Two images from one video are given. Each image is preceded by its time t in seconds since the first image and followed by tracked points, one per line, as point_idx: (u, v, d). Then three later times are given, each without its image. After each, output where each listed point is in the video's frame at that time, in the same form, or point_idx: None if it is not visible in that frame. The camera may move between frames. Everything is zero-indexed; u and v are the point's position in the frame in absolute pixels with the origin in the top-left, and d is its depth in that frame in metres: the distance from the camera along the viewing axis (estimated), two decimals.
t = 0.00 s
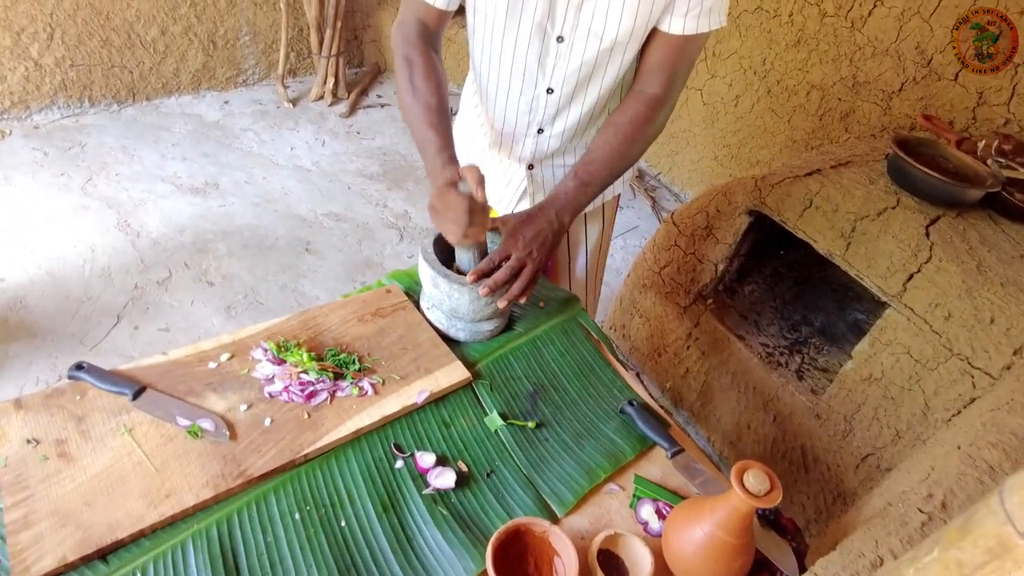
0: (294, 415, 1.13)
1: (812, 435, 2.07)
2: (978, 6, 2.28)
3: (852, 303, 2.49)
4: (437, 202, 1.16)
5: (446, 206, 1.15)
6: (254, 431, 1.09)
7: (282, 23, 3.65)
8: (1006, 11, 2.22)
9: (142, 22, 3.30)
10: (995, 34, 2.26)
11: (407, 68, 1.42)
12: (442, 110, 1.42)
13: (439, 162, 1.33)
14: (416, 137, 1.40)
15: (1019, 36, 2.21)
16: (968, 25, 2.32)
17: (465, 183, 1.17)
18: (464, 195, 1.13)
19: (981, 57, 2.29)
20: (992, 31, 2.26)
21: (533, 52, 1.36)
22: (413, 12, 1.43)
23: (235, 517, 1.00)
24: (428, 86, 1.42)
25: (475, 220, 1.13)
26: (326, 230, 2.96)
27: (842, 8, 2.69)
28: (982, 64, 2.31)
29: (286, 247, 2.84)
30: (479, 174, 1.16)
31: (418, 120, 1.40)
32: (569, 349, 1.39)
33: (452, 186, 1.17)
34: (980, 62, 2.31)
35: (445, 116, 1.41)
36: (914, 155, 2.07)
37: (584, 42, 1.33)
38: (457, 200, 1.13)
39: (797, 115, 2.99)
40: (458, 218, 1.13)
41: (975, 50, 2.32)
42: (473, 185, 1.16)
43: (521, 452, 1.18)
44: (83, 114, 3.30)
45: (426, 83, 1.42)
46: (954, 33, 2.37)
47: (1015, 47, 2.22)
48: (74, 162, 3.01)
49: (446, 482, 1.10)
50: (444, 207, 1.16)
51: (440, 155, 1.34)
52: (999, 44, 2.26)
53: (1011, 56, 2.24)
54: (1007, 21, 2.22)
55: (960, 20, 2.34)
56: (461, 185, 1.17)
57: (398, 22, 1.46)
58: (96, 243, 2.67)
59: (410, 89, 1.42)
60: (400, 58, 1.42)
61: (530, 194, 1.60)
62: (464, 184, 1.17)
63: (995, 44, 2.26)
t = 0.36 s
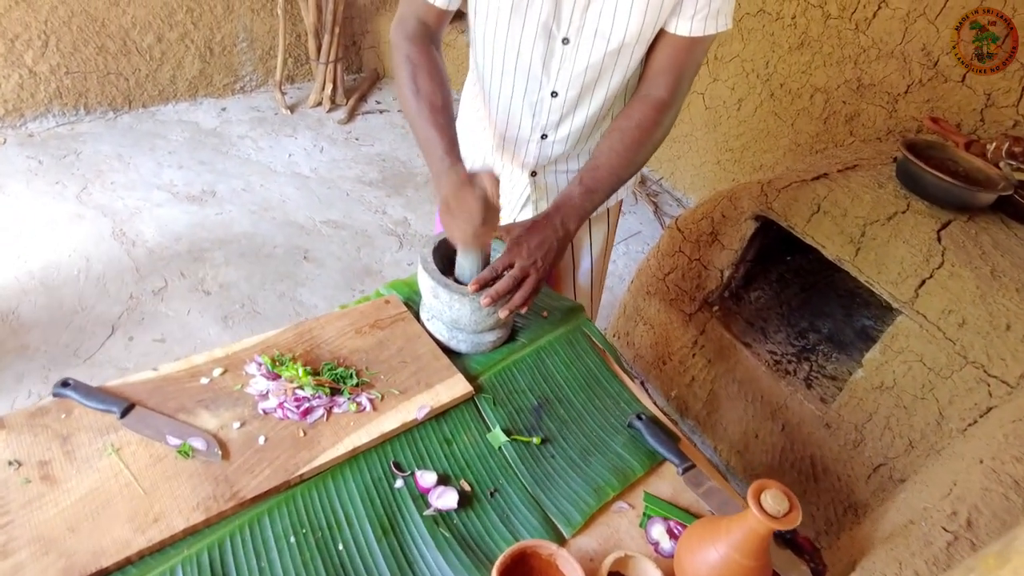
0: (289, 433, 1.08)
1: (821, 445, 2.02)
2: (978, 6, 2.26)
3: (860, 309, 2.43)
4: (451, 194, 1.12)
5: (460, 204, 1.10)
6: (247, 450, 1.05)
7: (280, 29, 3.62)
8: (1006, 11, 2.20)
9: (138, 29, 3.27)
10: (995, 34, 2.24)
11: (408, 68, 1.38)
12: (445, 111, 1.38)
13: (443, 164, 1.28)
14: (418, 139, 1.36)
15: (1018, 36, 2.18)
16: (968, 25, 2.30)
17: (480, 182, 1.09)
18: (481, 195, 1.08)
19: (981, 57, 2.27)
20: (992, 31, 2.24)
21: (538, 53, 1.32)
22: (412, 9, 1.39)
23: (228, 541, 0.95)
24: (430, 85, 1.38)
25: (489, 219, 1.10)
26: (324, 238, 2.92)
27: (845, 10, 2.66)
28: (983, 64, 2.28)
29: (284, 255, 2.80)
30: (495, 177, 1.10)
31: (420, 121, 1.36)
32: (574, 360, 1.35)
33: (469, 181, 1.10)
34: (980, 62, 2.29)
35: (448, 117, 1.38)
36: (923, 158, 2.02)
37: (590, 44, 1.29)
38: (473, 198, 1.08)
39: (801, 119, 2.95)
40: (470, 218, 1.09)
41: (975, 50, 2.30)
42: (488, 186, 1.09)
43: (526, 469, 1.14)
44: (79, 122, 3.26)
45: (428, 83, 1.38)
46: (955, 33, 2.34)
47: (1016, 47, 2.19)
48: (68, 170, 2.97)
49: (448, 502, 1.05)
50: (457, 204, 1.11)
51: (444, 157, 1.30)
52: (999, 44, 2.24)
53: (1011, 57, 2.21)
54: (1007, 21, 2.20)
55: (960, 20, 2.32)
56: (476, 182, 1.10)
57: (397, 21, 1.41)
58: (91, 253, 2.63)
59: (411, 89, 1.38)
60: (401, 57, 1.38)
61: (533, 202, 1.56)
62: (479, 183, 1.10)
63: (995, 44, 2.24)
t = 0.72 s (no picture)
0: (289, 449, 1.05)
1: (832, 451, 1.98)
2: (978, 6, 2.25)
3: (867, 312, 2.41)
4: (450, 224, 1.10)
5: (460, 231, 1.09)
6: (246, 468, 1.01)
7: (277, 35, 3.59)
8: (1006, 11, 2.18)
9: (134, 36, 3.24)
10: (995, 34, 2.22)
11: (410, 79, 1.34)
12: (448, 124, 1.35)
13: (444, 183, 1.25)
14: (419, 152, 1.33)
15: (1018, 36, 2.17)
16: (968, 25, 2.29)
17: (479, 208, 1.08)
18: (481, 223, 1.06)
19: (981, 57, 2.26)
20: (992, 31, 2.23)
21: (541, 53, 1.29)
22: (415, 15, 1.35)
23: (227, 563, 0.92)
24: (433, 97, 1.35)
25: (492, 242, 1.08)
26: (324, 245, 2.89)
27: (849, 9, 2.63)
28: (983, 64, 2.27)
29: (283, 262, 2.76)
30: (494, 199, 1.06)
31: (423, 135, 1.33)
32: (582, 370, 1.31)
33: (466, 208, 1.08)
34: (980, 62, 2.28)
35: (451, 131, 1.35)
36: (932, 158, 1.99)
37: (595, 43, 1.26)
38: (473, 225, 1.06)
39: (804, 120, 2.92)
40: (472, 244, 1.08)
41: (975, 50, 2.28)
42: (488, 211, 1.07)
43: (535, 484, 1.10)
44: (75, 130, 3.23)
45: (430, 94, 1.35)
46: (955, 33, 2.33)
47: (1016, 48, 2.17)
48: (64, 179, 2.94)
49: (456, 520, 1.01)
50: (458, 231, 1.09)
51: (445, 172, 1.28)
52: (999, 45, 2.22)
53: (1011, 57, 2.20)
54: (1007, 21, 2.19)
55: (960, 20, 2.30)
56: (475, 209, 1.08)
57: (399, 27, 1.38)
58: (87, 262, 2.59)
59: (412, 101, 1.35)
60: (402, 67, 1.34)
61: (535, 206, 1.52)
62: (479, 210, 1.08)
63: (995, 44, 2.22)
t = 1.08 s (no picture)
0: (294, 465, 1.01)
1: (846, 458, 1.94)
2: (978, 6, 2.23)
3: (879, 315, 2.36)
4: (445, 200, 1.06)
5: (453, 207, 1.04)
6: (250, 486, 0.97)
7: (277, 39, 3.56)
8: (1006, 11, 2.16)
9: (132, 41, 3.20)
10: (995, 34, 2.20)
11: (413, 70, 1.31)
12: (452, 107, 1.30)
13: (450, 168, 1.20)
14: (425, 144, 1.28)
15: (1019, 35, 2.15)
16: (968, 25, 2.27)
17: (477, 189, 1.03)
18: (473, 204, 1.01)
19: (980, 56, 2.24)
20: (992, 31, 2.21)
21: (549, 50, 1.25)
22: (419, 9, 1.33)
23: None
24: (436, 80, 1.31)
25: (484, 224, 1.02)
26: (326, 251, 2.85)
27: (855, 8, 2.60)
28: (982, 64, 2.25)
29: (284, 269, 2.72)
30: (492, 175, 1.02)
31: (427, 121, 1.28)
32: (595, 379, 1.27)
33: (464, 185, 1.05)
34: (979, 62, 2.26)
35: (456, 113, 1.30)
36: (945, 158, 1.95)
37: (605, 40, 1.22)
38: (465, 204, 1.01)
39: (810, 120, 2.89)
40: (465, 223, 1.02)
41: (975, 50, 2.26)
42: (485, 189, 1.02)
43: (549, 499, 1.06)
44: (73, 137, 3.19)
45: (433, 77, 1.31)
46: (955, 33, 2.31)
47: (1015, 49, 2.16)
48: (62, 187, 2.90)
49: (469, 539, 0.97)
50: (451, 209, 1.05)
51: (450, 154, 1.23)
52: (999, 45, 2.20)
53: (1011, 58, 2.18)
54: (1007, 21, 2.17)
55: (960, 20, 2.29)
56: (472, 187, 1.04)
57: (402, 25, 1.35)
58: (86, 270, 2.56)
59: (417, 88, 1.31)
60: (406, 56, 1.32)
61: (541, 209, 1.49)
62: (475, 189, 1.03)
63: (995, 45, 2.20)
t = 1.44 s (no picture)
0: (299, 477, 0.98)
1: (858, 460, 1.91)
2: (978, 6, 2.23)
3: (888, 315, 2.34)
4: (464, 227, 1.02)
5: (476, 234, 1.01)
6: (253, 500, 0.94)
7: (276, 42, 3.53)
8: (1006, 10, 2.17)
9: (130, 44, 3.17)
10: (995, 34, 2.21)
11: (409, 66, 1.27)
12: (452, 117, 1.28)
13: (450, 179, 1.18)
14: (421, 145, 1.25)
15: (1019, 35, 2.16)
16: (968, 25, 2.27)
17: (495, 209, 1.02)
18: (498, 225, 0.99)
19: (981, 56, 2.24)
20: (992, 31, 2.21)
21: (553, 42, 1.22)
22: (417, 2, 1.30)
23: None
24: (436, 88, 1.28)
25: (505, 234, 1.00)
26: (328, 255, 2.82)
27: (861, 5, 2.56)
28: (982, 63, 2.26)
29: (285, 274, 2.69)
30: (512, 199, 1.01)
31: (425, 128, 1.25)
32: (605, 385, 1.24)
33: (480, 210, 1.01)
34: (980, 62, 2.26)
35: (455, 124, 1.27)
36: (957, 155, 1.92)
37: (611, 33, 1.20)
38: (489, 228, 0.99)
39: (815, 118, 2.86)
40: (486, 249, 1.01)
41: (975, 50, 2.27)
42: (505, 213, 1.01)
43: (562, 510, 1.03)
44: (71, 142, 3.16)
45: (433, 85, 1.28)
46: (955, 33, 2.31)
47: (1015, 48, 2.16)
48: (60, 192, 2.87)
49: (480, 552, 0.94)
50: (473, 235, 1.01)
51: (451, 167, 1.20)
52: (999, 45, 2.21)
53: (1011, 57, 2.18)
54: (1007, 20, 2.17)
55: (960, 20, 2.28)
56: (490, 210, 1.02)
57: (397, 17, 1.32)
58: (85, 277, 2.52)
59: (414, 92, 1.27)
60: (400, 56, 1.28)
61: (545, 213, 1.46)
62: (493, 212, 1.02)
63: (996, 44, 2.21)
